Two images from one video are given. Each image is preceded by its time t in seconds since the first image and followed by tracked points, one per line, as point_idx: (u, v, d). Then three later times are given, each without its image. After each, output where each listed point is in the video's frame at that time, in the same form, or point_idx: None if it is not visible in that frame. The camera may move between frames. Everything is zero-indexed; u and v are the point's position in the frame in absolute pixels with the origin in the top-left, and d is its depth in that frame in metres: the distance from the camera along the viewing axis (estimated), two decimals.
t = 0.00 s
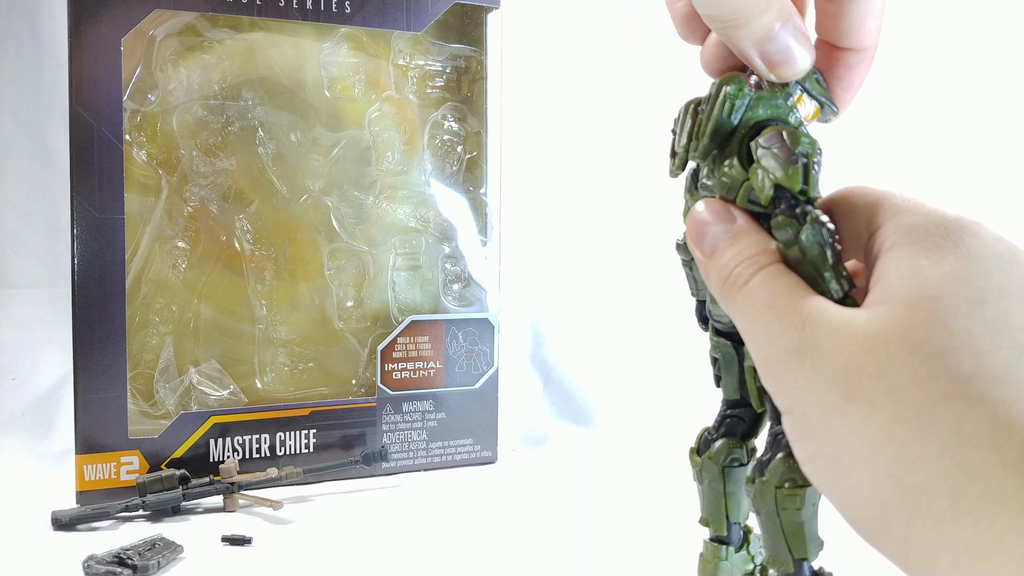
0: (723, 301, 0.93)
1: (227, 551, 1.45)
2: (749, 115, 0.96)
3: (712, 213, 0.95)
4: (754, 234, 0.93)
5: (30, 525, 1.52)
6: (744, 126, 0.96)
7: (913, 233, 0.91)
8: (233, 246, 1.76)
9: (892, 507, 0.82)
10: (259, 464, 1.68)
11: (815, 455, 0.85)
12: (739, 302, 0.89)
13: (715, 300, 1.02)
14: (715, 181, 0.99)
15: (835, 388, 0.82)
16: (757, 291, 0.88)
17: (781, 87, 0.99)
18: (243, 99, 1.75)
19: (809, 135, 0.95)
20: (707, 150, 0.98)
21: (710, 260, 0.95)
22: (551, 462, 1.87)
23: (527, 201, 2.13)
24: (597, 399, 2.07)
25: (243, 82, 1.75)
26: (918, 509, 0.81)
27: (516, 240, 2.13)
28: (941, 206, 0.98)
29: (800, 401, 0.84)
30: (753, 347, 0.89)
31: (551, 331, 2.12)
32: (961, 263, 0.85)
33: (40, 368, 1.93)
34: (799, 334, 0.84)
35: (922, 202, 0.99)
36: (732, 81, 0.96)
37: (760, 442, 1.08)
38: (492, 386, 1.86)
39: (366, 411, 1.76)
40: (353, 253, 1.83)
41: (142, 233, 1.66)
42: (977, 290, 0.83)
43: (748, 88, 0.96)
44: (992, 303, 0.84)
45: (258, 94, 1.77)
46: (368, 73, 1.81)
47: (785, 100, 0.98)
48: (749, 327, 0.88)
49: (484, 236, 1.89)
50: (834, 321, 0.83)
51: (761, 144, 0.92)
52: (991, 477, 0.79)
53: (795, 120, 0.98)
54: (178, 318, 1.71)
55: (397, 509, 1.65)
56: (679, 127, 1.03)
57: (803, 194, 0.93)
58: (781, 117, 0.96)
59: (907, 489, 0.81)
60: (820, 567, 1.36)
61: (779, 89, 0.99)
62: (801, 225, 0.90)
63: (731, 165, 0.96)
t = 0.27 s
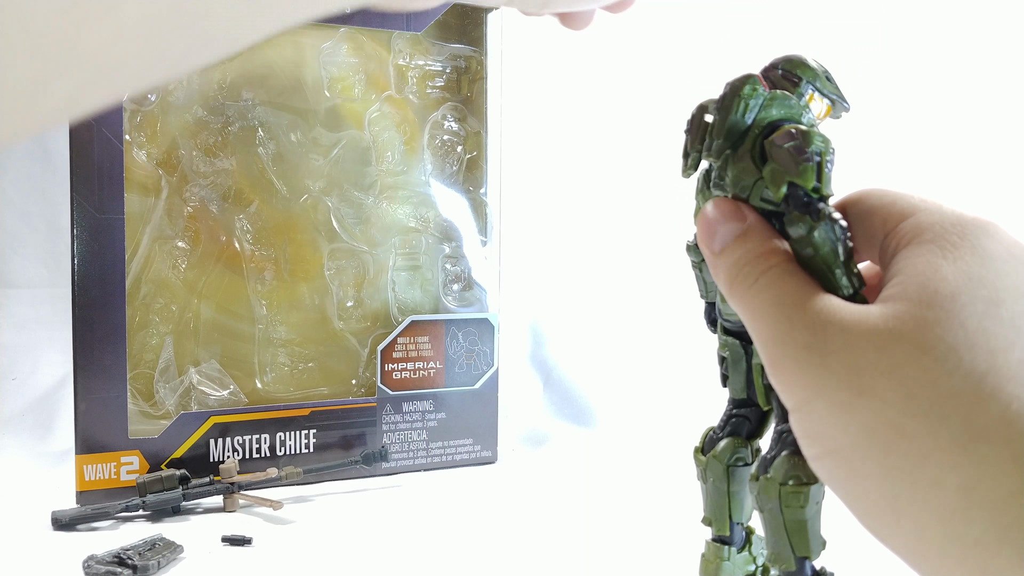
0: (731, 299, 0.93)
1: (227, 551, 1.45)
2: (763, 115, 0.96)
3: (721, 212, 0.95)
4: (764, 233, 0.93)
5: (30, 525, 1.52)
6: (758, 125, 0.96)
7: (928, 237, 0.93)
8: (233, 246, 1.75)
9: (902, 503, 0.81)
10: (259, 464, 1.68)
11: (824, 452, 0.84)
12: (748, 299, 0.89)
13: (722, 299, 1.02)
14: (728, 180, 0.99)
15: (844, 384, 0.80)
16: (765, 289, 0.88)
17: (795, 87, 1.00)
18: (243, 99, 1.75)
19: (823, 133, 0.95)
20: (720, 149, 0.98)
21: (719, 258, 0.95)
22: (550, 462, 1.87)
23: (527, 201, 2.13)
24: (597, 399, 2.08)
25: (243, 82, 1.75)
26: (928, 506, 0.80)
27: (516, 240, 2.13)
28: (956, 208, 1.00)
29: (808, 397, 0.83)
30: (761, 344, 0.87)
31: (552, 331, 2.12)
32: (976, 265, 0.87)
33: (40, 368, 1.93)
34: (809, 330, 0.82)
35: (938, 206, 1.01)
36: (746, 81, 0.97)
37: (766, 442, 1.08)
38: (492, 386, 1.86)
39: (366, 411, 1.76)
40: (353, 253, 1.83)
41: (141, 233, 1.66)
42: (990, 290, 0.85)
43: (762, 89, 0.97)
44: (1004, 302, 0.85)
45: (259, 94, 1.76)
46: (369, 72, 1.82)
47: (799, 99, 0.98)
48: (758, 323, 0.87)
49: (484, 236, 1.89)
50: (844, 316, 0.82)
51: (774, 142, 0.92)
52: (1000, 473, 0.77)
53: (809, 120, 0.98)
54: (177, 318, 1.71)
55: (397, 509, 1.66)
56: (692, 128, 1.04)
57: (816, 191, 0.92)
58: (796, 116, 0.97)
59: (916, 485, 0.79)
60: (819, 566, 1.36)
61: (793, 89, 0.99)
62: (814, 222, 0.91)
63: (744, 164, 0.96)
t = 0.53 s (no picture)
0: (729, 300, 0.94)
1: (227, 551, 1.45)
2: (761, 115, 0.96)
3: (721, 210, 0.95)
4: (761, 235, 0.94)
5: (30, 525, 1.52)
6: (756, 126, 0.96)
7: (927, 237, 0.93)
8: (233, 246, 1.75)
9: (902, 506, 0.80)
10: (259, 464, 1.68)
11: (823, 455, 0.84)
12: (746, 302, 0.90)
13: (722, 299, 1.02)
14: (727, 181, 0.99)
15: (843, 386, 0.81)
16: (763, 291, 0.89)
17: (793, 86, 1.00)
18: (243, 99, 1.75)
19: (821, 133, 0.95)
20: (719, 150, 0.98)
21: (717, 258, 0.95)
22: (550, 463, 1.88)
23: (527, 201, 2.13)
24: (597, 399, 2.08)
25: (244, 82, 1.75)
26: (929, 510, 0.79)
27: (516, 240, 2.13)
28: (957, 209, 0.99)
29: (807, 399, 0.83)
30: (759, 346, 0.88)
31: (551, 331, 2.12)
32: (975, 267, 0.87)
33: (41, 368, 1.93)
34: (806, 333, 0.84)
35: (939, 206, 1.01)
36: (743, 81, 0.97)
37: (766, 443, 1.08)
38: (492, 386, 1.86)
39: (366, 411, 1.76)
40: (353, 253, 1.83)
41: (142, 233, 1.66)
42: (990, 292, 0.84)
43: (760, 89, 0.97)
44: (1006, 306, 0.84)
45: (259, 94, 1.76)
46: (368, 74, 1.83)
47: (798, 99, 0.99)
48: (756, 326, 0.88)
49: (484, 236, 1.89)
50: (841, 320, 0.83)
51: (771, 142, 0.93)
52: (1002, 476, 0.76)
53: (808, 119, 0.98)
54: (178, 318, 1.71)
55: (397, 509, 1.65)
56: (691, 129, 1.04)
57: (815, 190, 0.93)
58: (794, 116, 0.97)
59: (916, 488, 0.79)
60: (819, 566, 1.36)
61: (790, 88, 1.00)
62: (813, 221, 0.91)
63: (743, 164, 0.97)
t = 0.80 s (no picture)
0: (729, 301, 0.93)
1: (227, 551, 1.45)
2: (761, 115, 0.96)
3: (720, 211, 0.95)
4: (761, 235, 0.93)
5: (30, 525, 1.52)
6: (756, 126, 0.96)
7: (926, 239, 0.93)
8: (233, 246, 1.75)
9: (902, 507, 0.80)
10: (259, 464, 1.68)
11: (823, 456, 0.84)
12: (746, 302, 0.89)
13: (723, 299, 1.02)
14: (726, 181, 0.99)
15: (842, 387, 0.80)
16: (762, 292, 0.88)
17: (793, 86, 1.00)
18: (243, 99, 1.75)
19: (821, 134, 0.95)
20: (719, 150, 0.98)
21: (716, 259, 0.95)
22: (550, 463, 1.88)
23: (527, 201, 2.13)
24: (597, 399, 2.08)
25: (244, 82, 1.75)
26: (929, 510, 0.79)
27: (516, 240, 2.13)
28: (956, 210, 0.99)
29: (806, 400, 0.83)
30: (758, 347, 0.88)
31: (551, 331, 2.12)
32: (974, 267, 0.87)
33: (41, 368, 1.93)
34: (805, 334, 0.83)
35: (938, 207, 1.01)
36: (743, 81, 0.97)
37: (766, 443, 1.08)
38: (492, 386, 1.86)
39: (366, 411, 1.76)
40: (353, 253, 1.83)
41: (141, 233, 1.66)
42: (989, 293, 0.84)
43: (760, 89, 0.97)
44: (1005, 306, 0.84)
45: (259, 94, 1.76)
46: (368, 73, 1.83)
47: (797, 99, 0.99)
48: (756, 327, 0.88)
49: (484, 236, 1.89)
50: (840, 321, 0.83)
51: (772, 142, 0.93)
52: (1001, 476, 0.76)
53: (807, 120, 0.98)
54: (177, 318, 1.71)
55: (397, 509, 1.66)
56: (691, 128, 1.04)
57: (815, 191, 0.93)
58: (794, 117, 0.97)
59: (916, 489, 0.79)
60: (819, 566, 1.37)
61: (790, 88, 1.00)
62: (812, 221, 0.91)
63: (742, 165, 0.96)
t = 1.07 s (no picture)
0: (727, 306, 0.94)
1: (227, 551, 1.45)
2: (757, 115, 0.96)
3: (716, 215, 0.96)
4: (758, 238, 0.94)
5: (30, 525, 1.52)
6: (753, 126, 0.96)
7: (925, 240, 0.93)
8: (233, 246, 1.76)
9: (902, 510, 0.80)
10: (259, 464, 1.68)
11: (822, 460, 0.84)
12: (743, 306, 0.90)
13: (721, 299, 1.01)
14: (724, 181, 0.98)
15: (840, 392, 0.80)
16: (759, 296, 0.89)
17: (791, 86, 1.00)
18: (243, 99, 1.75)
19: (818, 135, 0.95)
20: (716, 151, 0.98)
21: (714, 262, 0.95)
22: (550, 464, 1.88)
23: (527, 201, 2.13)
24: (597, 399, 2.08)
25: (243, 82, 1.75)
26: (929, 514, 0.79)
27: (516, 240, 2.13)
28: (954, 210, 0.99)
29: (804, 404, 0.83)
30: (757, 352, 0.88)
31: (552, 331, 2.12)
32: (972, 269, 0.87)
33: (41, 368, 1.93)
34: (802, 338, 0.84)
35: (937, 208, 1.01)
36: (740, 82, 0.97)
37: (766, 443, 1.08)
38: (492, 386, 1.86)
39: (366, 411, 1.76)
40: (353, 253, 1.83)
41: (142, 233, 1.66)
42: (987, 294, 0.84)
43: (757, 89, 0.97)
44: (1002, 307, 0.84)
45: (259, 94, 1.76)
46: (368, 73, 1.82)
47: (795, 100, 0.99)
48: (754, 331, 0.88)
49: (484, 236, 1.89)
50: (838, 324, 0.83)
51: (768, 142, 0.93)
52: (1002, 479, 0.76)
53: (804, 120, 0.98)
54: (178, 318, 1.71)
55: (397, 509, 1.66)
56: (688, 129, 1.03)
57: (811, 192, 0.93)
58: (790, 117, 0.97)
59: (916, 492, 0.79)
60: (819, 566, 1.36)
61: (788, 88, 0.99)
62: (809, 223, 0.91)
63: (739, 165, 0.96)
